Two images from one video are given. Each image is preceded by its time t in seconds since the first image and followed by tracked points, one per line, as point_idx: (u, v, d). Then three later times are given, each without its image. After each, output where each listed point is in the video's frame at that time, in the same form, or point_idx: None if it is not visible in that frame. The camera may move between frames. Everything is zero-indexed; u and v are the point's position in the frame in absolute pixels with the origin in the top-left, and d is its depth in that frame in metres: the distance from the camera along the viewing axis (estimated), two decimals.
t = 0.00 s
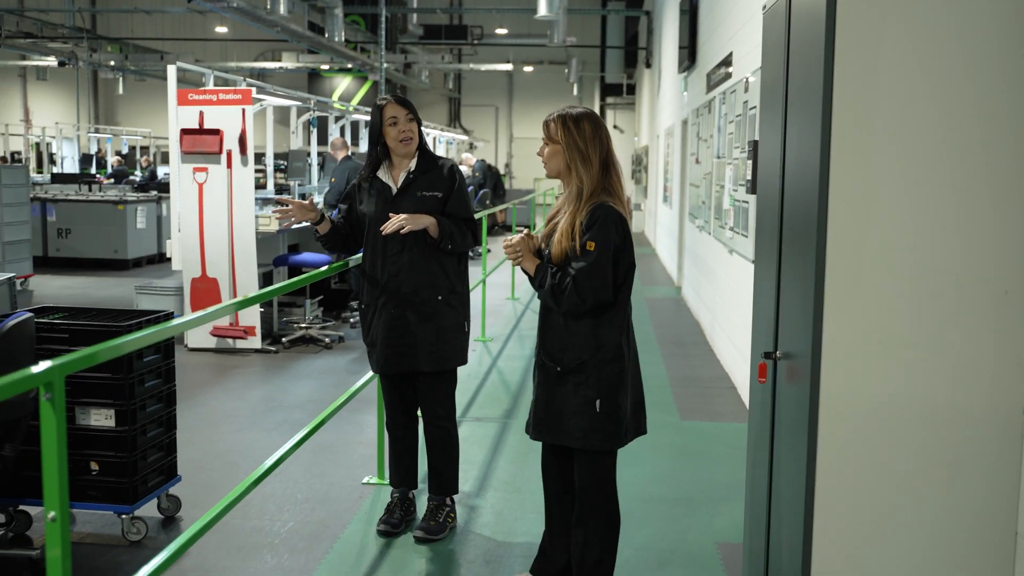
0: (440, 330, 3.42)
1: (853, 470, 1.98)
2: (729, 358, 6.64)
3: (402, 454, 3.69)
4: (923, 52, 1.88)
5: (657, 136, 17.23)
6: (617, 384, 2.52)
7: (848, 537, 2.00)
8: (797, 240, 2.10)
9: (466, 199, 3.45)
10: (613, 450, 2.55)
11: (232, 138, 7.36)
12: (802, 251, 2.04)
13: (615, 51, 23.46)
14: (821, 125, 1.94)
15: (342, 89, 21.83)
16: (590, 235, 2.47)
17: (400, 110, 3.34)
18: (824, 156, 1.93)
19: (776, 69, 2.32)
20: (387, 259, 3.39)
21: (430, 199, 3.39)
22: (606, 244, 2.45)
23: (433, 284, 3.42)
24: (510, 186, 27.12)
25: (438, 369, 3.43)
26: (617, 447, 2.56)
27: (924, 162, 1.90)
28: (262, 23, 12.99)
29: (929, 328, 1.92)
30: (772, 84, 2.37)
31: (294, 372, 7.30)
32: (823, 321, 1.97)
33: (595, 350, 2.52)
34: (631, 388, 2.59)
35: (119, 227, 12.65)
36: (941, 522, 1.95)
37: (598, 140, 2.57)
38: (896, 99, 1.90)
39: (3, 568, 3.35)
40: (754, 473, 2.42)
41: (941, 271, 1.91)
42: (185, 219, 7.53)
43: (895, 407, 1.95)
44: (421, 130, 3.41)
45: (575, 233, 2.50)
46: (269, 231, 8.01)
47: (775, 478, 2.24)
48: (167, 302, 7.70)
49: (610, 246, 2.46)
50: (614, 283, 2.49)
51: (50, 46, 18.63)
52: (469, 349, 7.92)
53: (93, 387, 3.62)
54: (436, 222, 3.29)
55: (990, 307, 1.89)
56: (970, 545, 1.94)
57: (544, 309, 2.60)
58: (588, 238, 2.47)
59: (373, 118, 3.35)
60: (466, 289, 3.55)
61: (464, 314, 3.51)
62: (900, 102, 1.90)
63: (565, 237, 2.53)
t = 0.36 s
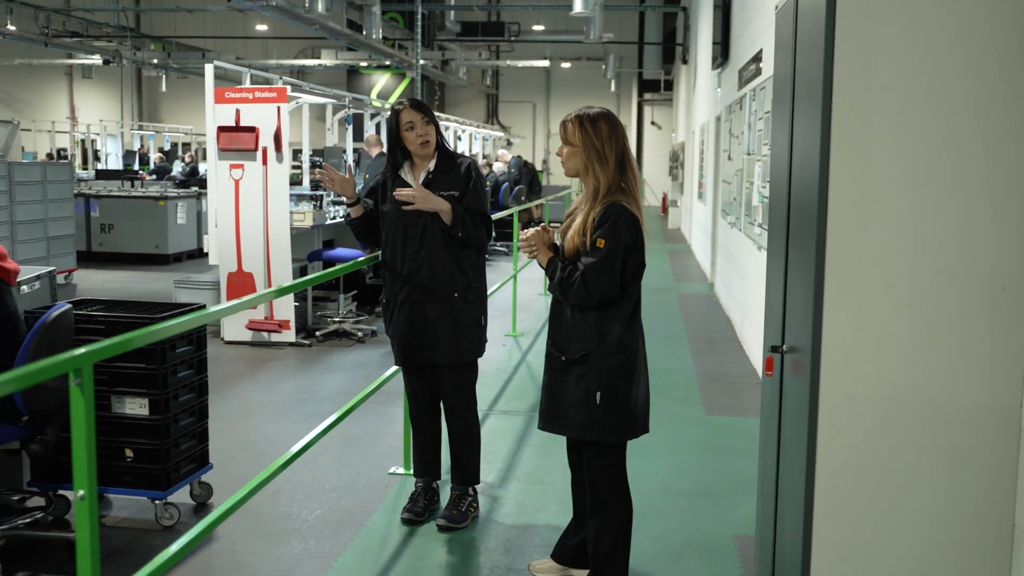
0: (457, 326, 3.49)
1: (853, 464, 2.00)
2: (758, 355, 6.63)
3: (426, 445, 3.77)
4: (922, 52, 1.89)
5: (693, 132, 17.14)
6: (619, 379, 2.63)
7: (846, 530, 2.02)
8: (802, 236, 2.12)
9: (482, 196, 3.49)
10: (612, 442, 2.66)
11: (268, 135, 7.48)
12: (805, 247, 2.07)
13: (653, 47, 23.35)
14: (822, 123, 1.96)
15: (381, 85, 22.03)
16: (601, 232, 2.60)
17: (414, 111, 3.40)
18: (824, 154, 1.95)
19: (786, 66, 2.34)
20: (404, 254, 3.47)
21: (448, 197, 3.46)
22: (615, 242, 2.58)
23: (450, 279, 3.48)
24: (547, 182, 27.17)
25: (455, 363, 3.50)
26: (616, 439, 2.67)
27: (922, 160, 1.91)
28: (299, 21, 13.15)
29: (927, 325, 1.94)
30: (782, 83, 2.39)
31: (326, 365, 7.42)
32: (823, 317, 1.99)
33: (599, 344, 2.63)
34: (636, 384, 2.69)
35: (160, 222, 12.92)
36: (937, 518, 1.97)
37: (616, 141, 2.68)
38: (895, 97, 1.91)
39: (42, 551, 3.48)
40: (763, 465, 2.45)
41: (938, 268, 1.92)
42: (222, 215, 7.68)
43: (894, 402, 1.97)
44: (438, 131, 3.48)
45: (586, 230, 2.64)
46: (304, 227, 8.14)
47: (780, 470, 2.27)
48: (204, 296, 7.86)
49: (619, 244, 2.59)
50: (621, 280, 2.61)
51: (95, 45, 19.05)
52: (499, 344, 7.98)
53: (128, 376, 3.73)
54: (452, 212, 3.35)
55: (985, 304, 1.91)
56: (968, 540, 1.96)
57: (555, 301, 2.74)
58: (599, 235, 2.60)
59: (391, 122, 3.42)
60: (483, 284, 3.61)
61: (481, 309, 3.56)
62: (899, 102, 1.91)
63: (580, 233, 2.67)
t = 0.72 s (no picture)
0: (485, 323, 3.55)
1: (865, 464, 2.02)
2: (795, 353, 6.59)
3: (458, 439, 3.84)
4: (932, 56, 1.90)
5: (736, 129, 17.00)
6: (636, 375, 2.72)
7: (857, 528, 2.04)
8: (819, 236, 2.14)
9: (511, 196, 3.53)
10: (628, 435, 2.75)
11: (311, 134, 7.63)
12: (821, 247, 2.09)
13: (698, 43, 23.16)
14: (836, 125, 1.99)
15: (425, 83, 22.16)
16: (623, 232, 2.68)
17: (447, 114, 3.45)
18: (838, 155, 1.98)
19: (806, 67, 2.35)
20: (434, 254, 3.56)
21: (478, 199, 3.50)
22: (636, 242, 2.65)
23: (479, 277, 3.53)
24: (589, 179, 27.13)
25: (482, 359, 3.56)
26: (632, 432, 2.75)
27: (931, 162, 1.92)
28: (344, 20, 13.31)
29: (934, 327, 1.95)
30: (804, 84, 2.41)
31: (366, 360, 7.54)
32: (836, 317, 2.01)
33: (618, 340, 2.72)
34: (652, 379, 2.77)
35: (207, 218, 13.20)
36: (944, 520, 1.97)
37: (640, 146, 2.77)
38: (906, 100, 1.93)
39: (89, 536, 3.62)
40: (784, 463, 2.46)
41: (946, 269, 1.93)
42: (265, 212, 7.85)
43: (905, 399, 1.99)
44: (470, 134, 3.53)
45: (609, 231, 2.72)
46: (345, 224, 8.26)
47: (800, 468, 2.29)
48: (248, 291, 8.03)
49: (640, 244, 2.67)
50: (641, 279, 2.69)
51: (146, 43, 19.46)
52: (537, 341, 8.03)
53: (171, 369, 3.85)
54: (476, 217, 3.41)
55: (994, 305, 1.91)
56: (978, 542, 1.96)
57: (577, 297, 2.84)
58: (621, 235, 2.68)
59: (425, 126, 3.51)
60: (513, 283, 3.65)
61: (509, 307, 3.61)
62: (910, 104, 1.93)
63: (603, 233, 2.76)
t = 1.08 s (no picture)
0: (519, 319, 3.60)
1: (879, 464, 2.06)
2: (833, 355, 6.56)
3: (491, 436, 3.91)
4: (941, 63, 1.94)
5: (780, 130, 16.87)
6: (655, 374, 2.85)
7: (869, 524, 2.08)
8: (836, 238, 2.18)
9: (545, 196, 3.60)
10: (645, 430, 2.87)
11: (352, 136, 7.76)
12: (838, 250, 2.12)
13: (742, 43, 22.96)
14: (852, 131, 2.02)
15: (469, 83, 22.26)
16: (648, 239, 2.79)
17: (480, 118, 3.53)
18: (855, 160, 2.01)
19: (830, 73, 2.39)
20: (468, 254, 3.63)
21: (513, 199, 3.58)
22: (661, 249, 2.77)
23: (513, 275, 3.60)
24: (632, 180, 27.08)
25: (517, 355, 3.61)
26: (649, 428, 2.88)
27: (939, 169, 1.96)
28: (388, 22, 13.46)
29: (945, 332, 1.98)
30: (826, 88, 2.44)
31: (405, 358, 7.65)
32: (851, 320, 2.05)
33: (639, 341, 2.85)
34: (668, 378, 2.90)
35: (252, 217, 13.45)
36: (952, 522, 2.01)
37: (667, 154, 2.87)
38: (918, 107, 1.96)
39: (135, 525, 3.75)
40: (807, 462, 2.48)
41: (956, 274, 1.96)
42: (308, 212, 8.01)
43: (916, 401, 2.01)
44: (501, 137, 3.60)
45: (634, 237, 2.83)
46: (386, 224, 8.38)
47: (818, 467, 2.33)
48: (290, 290, 8.20)
49: (665, 250, 2.78)
50: (665, 283, 2.80)
51: (195, 45, 19.88)
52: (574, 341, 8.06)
53: (213, 365, 3.97)
54: (515, 216, 3.46)
55: (1002, 310, 1.95)
56: (986, 544, 1.99)
57: (602, 299, 2.95)
58: (646, 242, 2.79)
59: (457, 130, 3.58)
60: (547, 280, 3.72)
61: (543, 304, 3.67)
62: (923, 111, 1.96)
63: (627, 239, 2.86)
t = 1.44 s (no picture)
0: (549, 320, 3.66)
1: (889, 466, 2.08)
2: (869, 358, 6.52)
3: (522, 433, 3.96)
4: (951, 68, 1.95)
5: (821, 131, 16.72)
6: (684, 372, 2.89)
7: (876, 521, 2.10)
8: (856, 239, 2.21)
9: (575, 198, 3.65)
10: (673, 427, 2.91)
11: (391, 138, 7.88)
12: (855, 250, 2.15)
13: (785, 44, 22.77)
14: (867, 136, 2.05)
15: (510, 85, 22.32)
16: (678, 242, 2.83)
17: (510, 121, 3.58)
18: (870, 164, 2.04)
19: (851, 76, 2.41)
20: (501, 255, 3.70)
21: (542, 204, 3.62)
22: (693, 252, 2.81)
23: (545, 278, 3.65)
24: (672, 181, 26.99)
25: (545, 355, 3.67)
26: (677, 426, 2.92)
27: (948, 174, 1.97)
28: (428, 25, 13.60)
29: (949, 335, 2.00)
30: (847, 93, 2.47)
31: (441, 358, 7.74)
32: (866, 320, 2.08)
33: (669, 341, 2.89)
34: (695, 376, 2.94)
35: (293, 219, 13.67)
36: (955, 528, 2.03)
37: (689, 158, 2.91)
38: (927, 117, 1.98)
39: (175, 515, 3.87)
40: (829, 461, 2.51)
41: (962, 283, 1.98)
42: (347, 213, 8.13)
43: (924, 403, 2.03)
44: (530, 140, 3.65)
45: (663, 240, 2.87)
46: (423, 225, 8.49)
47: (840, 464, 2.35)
48: (330, 290, 8.34)
49: (695, 252, 2.82)
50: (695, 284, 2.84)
51: (241, 49, 20.26)
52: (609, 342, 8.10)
53: (252, 361, 4.08)
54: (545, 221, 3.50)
55: (1006, 316, 1.96)
56: (989, 550, 2.01)
57: (630, 299, 2.99)
58: (677, 245, 2.83)
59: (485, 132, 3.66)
60: (577, 282, 3.76)
61: (573, 304, 3.72)
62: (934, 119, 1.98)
63: (657, 241, 2.89)
